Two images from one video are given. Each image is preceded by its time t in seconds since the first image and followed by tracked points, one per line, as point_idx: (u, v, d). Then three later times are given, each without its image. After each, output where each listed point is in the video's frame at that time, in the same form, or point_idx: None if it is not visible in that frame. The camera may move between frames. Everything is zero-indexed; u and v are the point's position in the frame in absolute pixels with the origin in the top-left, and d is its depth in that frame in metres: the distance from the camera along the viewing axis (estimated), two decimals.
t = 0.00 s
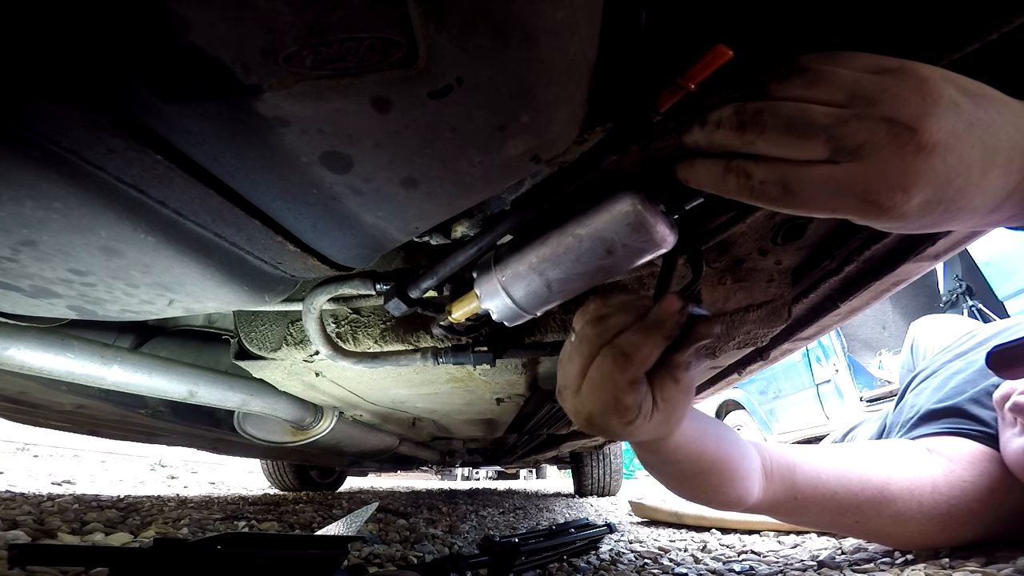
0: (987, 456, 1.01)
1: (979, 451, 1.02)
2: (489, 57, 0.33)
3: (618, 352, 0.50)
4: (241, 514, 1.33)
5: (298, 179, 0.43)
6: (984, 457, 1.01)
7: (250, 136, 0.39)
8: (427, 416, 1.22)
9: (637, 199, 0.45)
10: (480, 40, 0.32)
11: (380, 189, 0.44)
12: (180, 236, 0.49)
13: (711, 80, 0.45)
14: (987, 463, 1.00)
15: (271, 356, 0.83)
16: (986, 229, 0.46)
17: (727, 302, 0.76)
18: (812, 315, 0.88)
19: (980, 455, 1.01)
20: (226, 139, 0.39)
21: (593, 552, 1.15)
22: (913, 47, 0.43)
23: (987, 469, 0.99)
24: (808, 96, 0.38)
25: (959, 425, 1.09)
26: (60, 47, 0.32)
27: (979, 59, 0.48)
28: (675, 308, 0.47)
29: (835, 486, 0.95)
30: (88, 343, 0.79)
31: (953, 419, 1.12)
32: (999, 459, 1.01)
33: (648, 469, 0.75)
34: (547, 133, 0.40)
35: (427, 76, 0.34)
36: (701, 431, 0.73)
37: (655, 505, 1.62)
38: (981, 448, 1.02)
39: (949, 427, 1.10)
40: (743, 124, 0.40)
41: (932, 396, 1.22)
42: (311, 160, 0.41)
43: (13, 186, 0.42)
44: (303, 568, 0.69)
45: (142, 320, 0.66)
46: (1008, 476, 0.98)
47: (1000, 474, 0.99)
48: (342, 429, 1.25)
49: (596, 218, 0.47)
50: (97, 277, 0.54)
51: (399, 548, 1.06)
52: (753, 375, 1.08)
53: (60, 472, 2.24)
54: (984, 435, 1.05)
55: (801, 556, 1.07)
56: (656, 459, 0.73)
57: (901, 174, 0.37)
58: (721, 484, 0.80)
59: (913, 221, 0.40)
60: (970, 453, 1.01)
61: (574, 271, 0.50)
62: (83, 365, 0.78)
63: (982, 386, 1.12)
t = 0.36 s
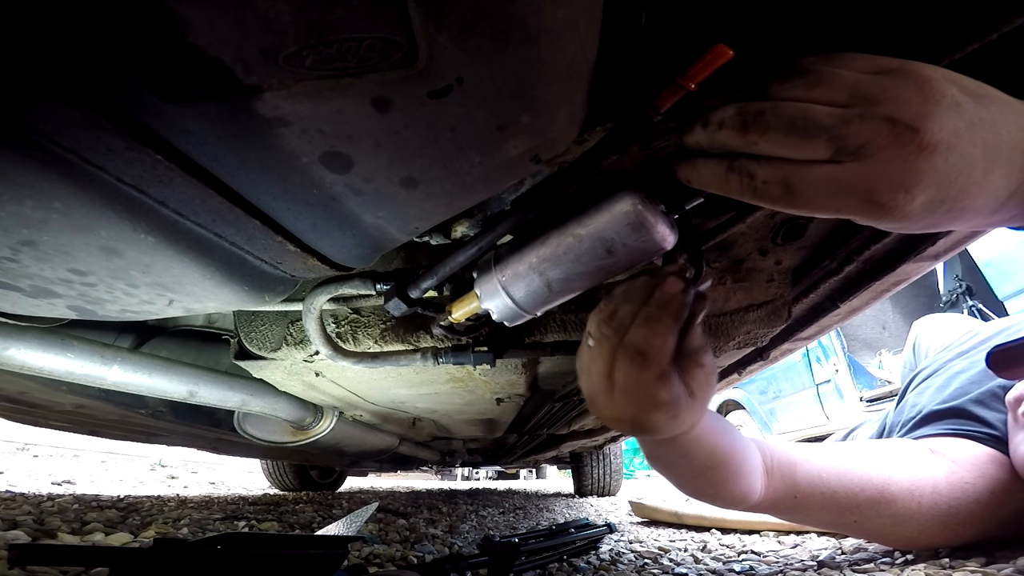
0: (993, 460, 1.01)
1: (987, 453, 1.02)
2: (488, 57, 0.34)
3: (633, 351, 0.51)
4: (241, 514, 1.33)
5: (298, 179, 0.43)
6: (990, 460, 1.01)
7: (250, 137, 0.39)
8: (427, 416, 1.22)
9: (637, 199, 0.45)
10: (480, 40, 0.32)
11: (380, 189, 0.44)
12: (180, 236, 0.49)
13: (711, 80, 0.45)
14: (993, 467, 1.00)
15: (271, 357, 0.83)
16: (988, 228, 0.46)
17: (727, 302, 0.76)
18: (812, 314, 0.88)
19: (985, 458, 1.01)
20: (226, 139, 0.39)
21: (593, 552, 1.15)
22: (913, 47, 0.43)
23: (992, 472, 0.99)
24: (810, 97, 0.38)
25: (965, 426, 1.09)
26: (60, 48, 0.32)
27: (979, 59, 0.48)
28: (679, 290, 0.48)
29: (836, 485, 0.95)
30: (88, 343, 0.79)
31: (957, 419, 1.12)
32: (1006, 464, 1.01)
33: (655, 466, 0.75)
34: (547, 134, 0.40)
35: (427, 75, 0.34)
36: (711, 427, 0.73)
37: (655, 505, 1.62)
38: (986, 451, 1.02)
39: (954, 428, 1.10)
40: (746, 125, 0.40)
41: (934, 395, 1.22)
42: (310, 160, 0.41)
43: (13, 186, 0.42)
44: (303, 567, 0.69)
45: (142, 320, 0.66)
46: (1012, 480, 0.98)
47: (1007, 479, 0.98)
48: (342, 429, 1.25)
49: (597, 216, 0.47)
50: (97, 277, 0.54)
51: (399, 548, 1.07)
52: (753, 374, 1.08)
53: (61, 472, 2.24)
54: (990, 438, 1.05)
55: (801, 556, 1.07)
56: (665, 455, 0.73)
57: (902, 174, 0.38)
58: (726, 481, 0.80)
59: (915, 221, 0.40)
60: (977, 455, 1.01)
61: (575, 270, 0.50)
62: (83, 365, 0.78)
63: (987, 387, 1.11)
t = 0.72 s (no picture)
0: (992, 458, 1.01)
1: (986, 451, 1.02)
2: (488, 57, 0.34)
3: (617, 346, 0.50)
4: (241, 514, 1.33)
5: (298, 179, 0.43)
6: (989, 457, 1.01)
7: (250, 137, 0.39)
8: (427, 416, 1.22)
9: (636, 200, 0.45)
10: (480, 40, 0.32)
11: (380, 189, 0.44)
12: (180, 236, 0.49)
13: (711, 80, 0.45)
14: (992, 465, 0.99)
15: (271, 356, 0.83)
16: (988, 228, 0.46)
17: (727, 302, 0.76)
18: (812, 314, 0.88)
19: (984, 456, 1.01)
20: (226, 139, 0.39)
21: (593, 552, 1.15)
22: (913, 46, 0.43)
23: (991, 470, 0.99)
24: (809, 98, 0.38)
25: (964, 425, 1.09)
26: (60, 48, 0.32)
27: (979, 59, 0.48)
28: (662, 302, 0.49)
29: (836, 481, 0.95)
30: (88, 343, 0.79)
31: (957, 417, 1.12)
32: (1005, 462, 1.00)
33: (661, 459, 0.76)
34: (547, 134, 0.40)
35: (427, 75, 0.34)
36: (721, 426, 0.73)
37: (655, 505, 1.62)
38: (986, 449, 1.02)
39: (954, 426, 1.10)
40: (745, 126, 0.40)
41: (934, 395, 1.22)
42: (310, 159, 0.41)
43: (13, 186, 0.42)
44: (303, 567, 0.69)
45: (142, 320, 0.66)
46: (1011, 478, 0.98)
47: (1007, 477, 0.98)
48: (342, 429, 1.25)
49: (597, 216, 0.47)
50: (97, 277, 0.54)
51: (399, 548, 1.07)
52: (753, 374, 1.08)
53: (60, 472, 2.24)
54: (989, 435, 1.05)
55: (801, 556, 1.07)
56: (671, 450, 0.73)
57: (902, 174, 0.37)
58: (730, 477, 0.80)
59: (916, 220, 0.40)
60: (976, 454, 1.01)
61: (575, 271, 0.50)
62: (83, 365, 0.78)
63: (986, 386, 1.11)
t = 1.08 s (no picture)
0: (991, 456, 1.01)
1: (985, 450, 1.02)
2: (488, 57, 0.34)
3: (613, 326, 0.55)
4: (241, 514, 1.33)
5: (298, 179, 0.43)
6: (989, 456, 1.01)
7: (250, 137, 0.39)
8: (427, 416, 1.22)
9: (637, 200, 0.45)
10: (480, 40, 0.32)
11: (380, 189, 0.44)
12: (180, 236, 0.49)
13: (711, 80, 0.45)
14: (992, 463, 1.00)
15: (271, 357, 0.83)
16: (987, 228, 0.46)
17: (727, 302, 0.76)
18: (812, 314, 0.88)
19: (984, 455, 1.01)
20: (226, 138, 0.39)
21: (593, 552, 1.15)
22: (913, 46, 0.43)
23: (991, 468, 0.99)
24: (810, 98, 0.38)
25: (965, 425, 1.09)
26: (60, 48, 0.32)
27: (978, 59, 0.48)
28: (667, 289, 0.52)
29: (838, 480, 0.95)
30: (88, 343, 0.79)
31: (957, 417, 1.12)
32: (1004, 459, 1.00)
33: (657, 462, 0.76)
34: (547, 134, 0.40)
35: (427, 75, 0.34)
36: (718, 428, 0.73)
37: (655, 506, 1.62)
38: (985, 448, 1.02)
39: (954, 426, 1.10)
40: (746, 126, 0.40)
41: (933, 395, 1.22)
42: (310, 159, 0.41)
43: (13, 186, 0.42)
44: (303, 567, 0.69)
45: (142, 320, 0.66)
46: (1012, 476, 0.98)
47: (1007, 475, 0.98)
48: (342, 429, 1.25)
49: (597, 216, 0.47)
50: (97, 277, 0.54)
51: (399, 548, 1.07)
52: (753, 374, 1.08)
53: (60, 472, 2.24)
54: (988, 434, 1.05)
55: (801, 556, 1.07)
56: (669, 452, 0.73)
57: (903, 173, 0.37)
58: (729, 479, 0.80)
59: (918, 220, 0.40)
60: (976, 453, 1.01)
61: (575, 271, 0.50)
62: (83, 365, 0.78)
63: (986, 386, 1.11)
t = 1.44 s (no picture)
0: (993, 457, 1.01)
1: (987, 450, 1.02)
2: (488, 57, 0.34)
3: (621, 315, 0.50)
4: (241, 514, 1.33)
5: (298, 179, 0.43)
6: (990, 457, 1.01)
7: (250, 137, 0.39)
8: (427, 416, 1.22)
9: (637, 199, 0.45)
10: (480, 39, 0.32)
11: (380, 189, 0.44)
12: (180, 236, 0.49)
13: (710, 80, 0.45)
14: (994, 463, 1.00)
15: (271, 356, 0.83)
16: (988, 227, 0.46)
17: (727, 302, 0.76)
18: (812, 314, 0.88)
19: (985, 455, 1.01)
20: (226, 138, 0.39)
21: (593, 552, 1.15)
22: (913, 47, 0.43)
23: (993, 468, 0.99)
24: (811, 97, 0.38)
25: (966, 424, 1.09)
26: (60, 48, 0.32)
27: (979, 59, 0.48)
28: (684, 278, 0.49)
29: (842, 482, 0.95)
30: (88, 343, 0.79)
31: (958, 417, 1.12)
32: (1006, 460, 1.01)
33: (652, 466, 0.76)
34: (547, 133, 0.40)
35: (427, 75, 0.34)
36: (716, 433, 0.72)
37: (655, 505, 1.62)
38: (987, 448, 1.03)
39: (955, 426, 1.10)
40: (746, 125, 0.40)
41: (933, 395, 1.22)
42: (310, 159, 0.41)
43: (13, 186, 0.42)
44: (303, 567, 0.69)
45: (142, 320, 0.66)
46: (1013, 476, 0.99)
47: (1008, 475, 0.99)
48: (342, 430, 1.26)
49: (598, 215, 0.47)
50: (97, 277, 0.54)
51: (399, 548, 1.07)
52: (753, 374, 1.08)
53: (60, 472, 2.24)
54: (989, 435, 1.05)
55: (801, 556, 1.07)
56: (666, 457, 0.73)
57: (904, 171, 0.37)
58: (728, 483, 0.79)
59: (918, 220, 0.41)
60: (977, 453, 1.01)
61: (575, 270, 0.50)
62: (82, 365, 0.78)
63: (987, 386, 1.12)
